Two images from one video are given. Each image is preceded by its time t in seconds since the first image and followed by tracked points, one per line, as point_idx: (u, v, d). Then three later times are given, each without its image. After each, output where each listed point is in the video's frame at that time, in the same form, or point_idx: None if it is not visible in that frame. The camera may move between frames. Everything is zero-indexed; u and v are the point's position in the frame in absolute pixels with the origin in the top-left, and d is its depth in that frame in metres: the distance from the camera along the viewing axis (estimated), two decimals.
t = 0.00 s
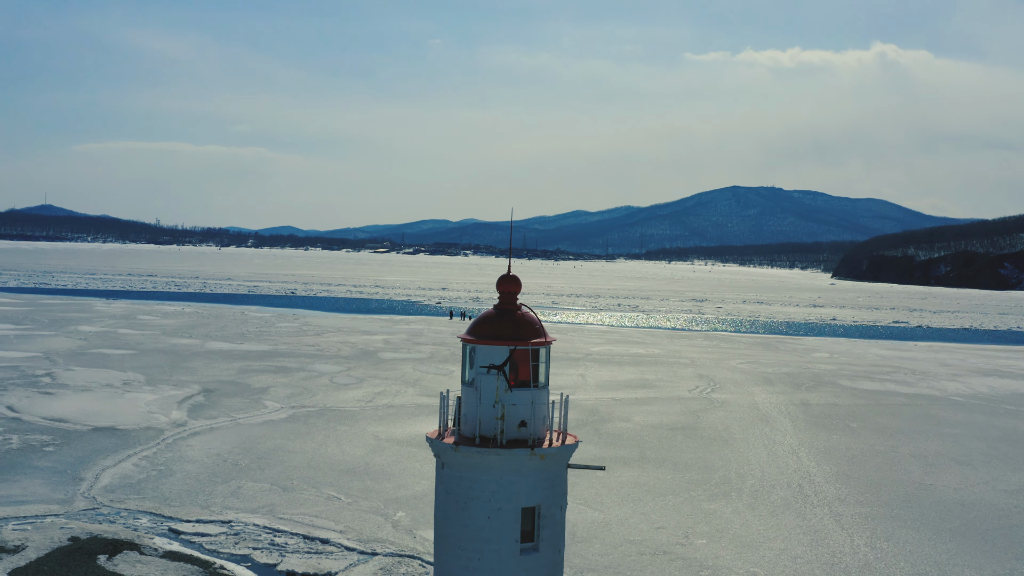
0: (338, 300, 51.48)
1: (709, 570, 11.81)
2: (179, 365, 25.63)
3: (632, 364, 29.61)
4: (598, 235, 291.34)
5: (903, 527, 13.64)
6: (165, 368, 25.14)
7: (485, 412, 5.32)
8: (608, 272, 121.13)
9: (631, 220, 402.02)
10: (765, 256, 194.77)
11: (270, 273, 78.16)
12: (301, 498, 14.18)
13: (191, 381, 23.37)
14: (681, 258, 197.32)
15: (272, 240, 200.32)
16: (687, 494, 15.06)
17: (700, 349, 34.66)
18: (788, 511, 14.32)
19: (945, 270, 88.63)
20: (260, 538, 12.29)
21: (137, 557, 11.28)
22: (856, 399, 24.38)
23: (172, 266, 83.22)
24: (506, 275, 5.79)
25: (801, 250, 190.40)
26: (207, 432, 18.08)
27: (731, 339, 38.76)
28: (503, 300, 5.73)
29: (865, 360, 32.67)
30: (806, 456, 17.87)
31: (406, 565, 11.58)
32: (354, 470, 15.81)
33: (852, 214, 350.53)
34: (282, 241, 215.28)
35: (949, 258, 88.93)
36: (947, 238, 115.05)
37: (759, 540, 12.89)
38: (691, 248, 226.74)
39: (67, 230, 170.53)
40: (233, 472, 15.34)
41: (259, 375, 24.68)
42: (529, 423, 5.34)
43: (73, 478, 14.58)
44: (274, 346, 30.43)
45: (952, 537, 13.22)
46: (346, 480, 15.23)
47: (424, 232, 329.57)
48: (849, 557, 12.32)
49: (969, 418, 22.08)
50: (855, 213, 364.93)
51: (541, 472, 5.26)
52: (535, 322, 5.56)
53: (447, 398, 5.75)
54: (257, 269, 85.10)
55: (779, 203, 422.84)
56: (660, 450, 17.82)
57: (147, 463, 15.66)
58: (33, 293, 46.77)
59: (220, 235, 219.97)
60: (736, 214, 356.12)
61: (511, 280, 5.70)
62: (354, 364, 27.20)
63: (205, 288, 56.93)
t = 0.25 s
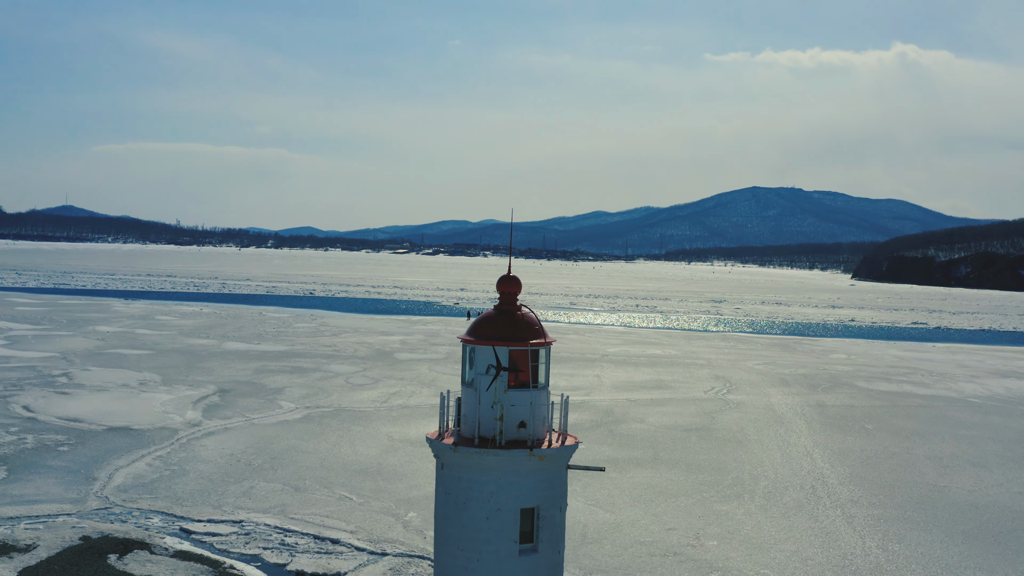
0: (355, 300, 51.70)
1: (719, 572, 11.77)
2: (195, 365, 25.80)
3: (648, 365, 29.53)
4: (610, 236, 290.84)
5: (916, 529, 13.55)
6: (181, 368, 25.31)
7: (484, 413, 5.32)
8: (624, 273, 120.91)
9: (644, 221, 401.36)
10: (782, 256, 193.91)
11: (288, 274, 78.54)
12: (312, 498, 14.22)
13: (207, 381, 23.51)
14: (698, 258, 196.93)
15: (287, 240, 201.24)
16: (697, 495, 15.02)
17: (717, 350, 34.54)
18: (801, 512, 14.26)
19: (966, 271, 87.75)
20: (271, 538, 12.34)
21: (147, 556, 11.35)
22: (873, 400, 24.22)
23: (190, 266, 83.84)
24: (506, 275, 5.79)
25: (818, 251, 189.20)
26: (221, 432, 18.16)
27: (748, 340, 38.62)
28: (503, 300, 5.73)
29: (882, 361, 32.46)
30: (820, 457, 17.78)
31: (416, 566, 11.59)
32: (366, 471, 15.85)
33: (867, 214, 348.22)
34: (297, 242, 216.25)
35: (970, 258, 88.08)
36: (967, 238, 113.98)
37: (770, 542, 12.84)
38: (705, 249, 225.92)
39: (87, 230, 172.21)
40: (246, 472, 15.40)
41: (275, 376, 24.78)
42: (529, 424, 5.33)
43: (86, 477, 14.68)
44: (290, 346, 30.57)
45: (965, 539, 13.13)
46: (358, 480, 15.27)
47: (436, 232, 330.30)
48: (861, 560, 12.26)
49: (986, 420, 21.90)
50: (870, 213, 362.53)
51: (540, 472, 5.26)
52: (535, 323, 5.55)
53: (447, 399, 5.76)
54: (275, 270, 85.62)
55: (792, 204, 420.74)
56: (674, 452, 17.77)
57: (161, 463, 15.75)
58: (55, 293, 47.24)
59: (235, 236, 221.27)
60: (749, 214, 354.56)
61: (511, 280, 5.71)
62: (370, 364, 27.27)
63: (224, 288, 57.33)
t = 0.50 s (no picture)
0: (372, 301, 51.90)
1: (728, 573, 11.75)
2: (210, 366, 25.94)
3: (664, 366, 29.48)
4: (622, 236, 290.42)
5: (928, 531, 13.47)
6: (196, 368, 25.46)
7: (483, 414, 5.33)
8: (639, 273, 120.66)
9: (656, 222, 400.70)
10: (797, 257, 193.05)
11: (305, 274, 78.91)
12: (323, 499, 14.26)
13: (221, 381, 23.62)
14: (713, 259, 196.57)
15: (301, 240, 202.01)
16: (707, 496, 14.98)
17: (733, 351, 34.41)
18: (812, 514, 14.20)
19: (986, 273, 87.01)
20: (280, 538, 12.38)
21: (157, 556, 11.41)
22: (888, 402, 24.10)
23: (207, 267, 84.43)
24: (505, 276, 5.79)
25: (833, 252, 188.04)
26: (234, 432, 18.25)
27: (764, 341, 38.48)
28: (502, 301, 5.74)
29: (898, 362, 32.29)
30: (833, 459, 17.71)
31: (424, 566, 11.61)
32: (378, 471, 15.90)
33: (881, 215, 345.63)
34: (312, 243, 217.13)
35: (990, 260, 87.46)
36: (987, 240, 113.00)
37: (780, 544, 12.79)
38: (719, 250, 225.07)
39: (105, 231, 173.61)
40: (258, 473, 15.46)
41: (290, 376, 24.87)
42: (527, 425, 5.33)
43: (98, 477, 14.78)
44: (306, 347, 30.70)
45: (977, 542, 13.05)
46: (369, 480, 15.31)
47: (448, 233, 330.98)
48: (872, 562, 12.19)
49: (1002, 422, 21.74)
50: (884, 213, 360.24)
51: (538, 473, 5.25)
52: (534, 323, 5.56)
53: (446, 400, 5.75)
54: (292, 270, 86.07)
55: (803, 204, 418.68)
56: (686, 453, 17.73)
57: (173, 463, 15.82)
58: (74, 294, 47.72)
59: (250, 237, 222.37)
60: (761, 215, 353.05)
61: (510, 282, 5.71)
62: (385, 365, 27.35)
63: (242, 288, 57.65)
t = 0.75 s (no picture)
0: (388, 302, 52.03)
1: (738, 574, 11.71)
2: (225, 366, 26.07)
3: (679, 367, 29.40)
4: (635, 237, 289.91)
5: (939, 533, 13.39)
6: (211, 368, 25.59)
7: (481, 414, 5.32)
8: (653, 274, 120.36)
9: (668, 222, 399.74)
10: (813, 257, 192.08)
11: (321, 275, 79.23)
12: (333, 499, 14.30)
13: (236, 381, 23.74)
14: (729, 259, 195.91)
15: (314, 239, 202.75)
16: (717, 497, 14.94)
17: (749, 352, 34.29)
18: (824, 515, 14.13)
19: (1006, 273, 84.34)
20: (290, 538, 12.42)
21: (166, 555, 11.47)
22: (904, 403, 23.94)
23: (224, 267, 84.97)
24: (504, 276, 5.78)
25: (849, 252, 186.91)
26: (247, 432, 18.33)
27: (781, 342, 38.32)
28: (501, 302, 5.73)
29: (916, 363, 32.07)
30: (847, 460, 17.62)
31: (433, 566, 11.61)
32: (389, 471, 15.92)
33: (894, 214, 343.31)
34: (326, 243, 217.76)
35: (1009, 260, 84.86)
36: (1007, 240, 111.81)
37: (790, 546, 12.74)
38: (732, 251, 224.30)
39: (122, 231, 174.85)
40: (270, 473, 15.52)
41: (304, 376, 24.94)
42: (525, 425, 5.32)
43: (110, 476, 14.87)
44: (322, 347, 30.81)
45: (989, 544, 12.96)
46: (381, 480, 15.35)
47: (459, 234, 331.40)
48: (883, 564, 12.13)
49: (1019, 424, 21.54)
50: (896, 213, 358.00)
51: (536, 474, 5.24)
52: (533, 324, 5.55)
53: (446, 400, 5.75)
54: (309, 271, 86.44)
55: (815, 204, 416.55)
56: (699, 454, 17.69)
57: (186, 462, 15.90)
58: (93, 294, 48.14)
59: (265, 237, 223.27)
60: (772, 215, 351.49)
61: (509, 282, 5.70)
62: (400, 365, 27.39)
63: (259, 289, 57.92)
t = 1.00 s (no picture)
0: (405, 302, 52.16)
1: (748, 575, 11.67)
2: (240, 366, 26.20)
3: (695, 368, 29.33)
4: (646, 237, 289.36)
5: (951, 535, 13.30)
6: (226, 369, 25.71)
7: (479, 414, 5.33)
8: (668, 274, 119.99)
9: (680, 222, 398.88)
10: (828, 257, 191.04)
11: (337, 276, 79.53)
12: (344, 499, 14.34)
13: (250, 382, 23.85)
14: (743, 259, 195.27)
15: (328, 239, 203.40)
16: (727, 498, 14.90)
17: (766, 353, 34.14)
18: (836, 517, 14.06)
19: None
20: (300, 538, 12.46)
21: (176, 555, 11.52)
22: (920, 404, 23.79)
23: (240, 268, 85.48)
24: (503, 277, 5.80)
25: (865, 253, 185.46)
26: (261, 433, 18.41)
27: (797, 343, 38.16)
28: (501, 302, 5.74)
29: (933, 365, 31.86)
30: (860, 461, 17.54)
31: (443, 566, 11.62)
32: (401, 472, 15.95)
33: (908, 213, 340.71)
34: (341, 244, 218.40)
35: None
36: None
37: (801, 547, 12.67)
38: (747, 251, 223.26)
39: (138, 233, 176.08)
40: (282, 473, 15.57)
41: (319, 377, 25.00)
42: (524, 426, 5.33)
43: (123, 476, 14.96)
44: (338, 348, 30.91)
45: (1001, 546, 12.87)
46: (392, 481, 15.37)
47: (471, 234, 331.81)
48: (893, 565, 12.06)
49: None
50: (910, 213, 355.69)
51: (534, 474, 5.24)
52: (531, 325, 5.55)
53: (446, 401, 5.76)
54: (326, 271, 86.80)
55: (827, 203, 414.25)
56: (712, 455, 17.65)
57: (198, 463, 15.98)
58: (112, 295, 48.55)
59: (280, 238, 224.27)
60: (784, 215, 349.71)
61: (508, 283, 5.72)
62: (414, 366, 27.44)
63: (277, 290, 58.21)
